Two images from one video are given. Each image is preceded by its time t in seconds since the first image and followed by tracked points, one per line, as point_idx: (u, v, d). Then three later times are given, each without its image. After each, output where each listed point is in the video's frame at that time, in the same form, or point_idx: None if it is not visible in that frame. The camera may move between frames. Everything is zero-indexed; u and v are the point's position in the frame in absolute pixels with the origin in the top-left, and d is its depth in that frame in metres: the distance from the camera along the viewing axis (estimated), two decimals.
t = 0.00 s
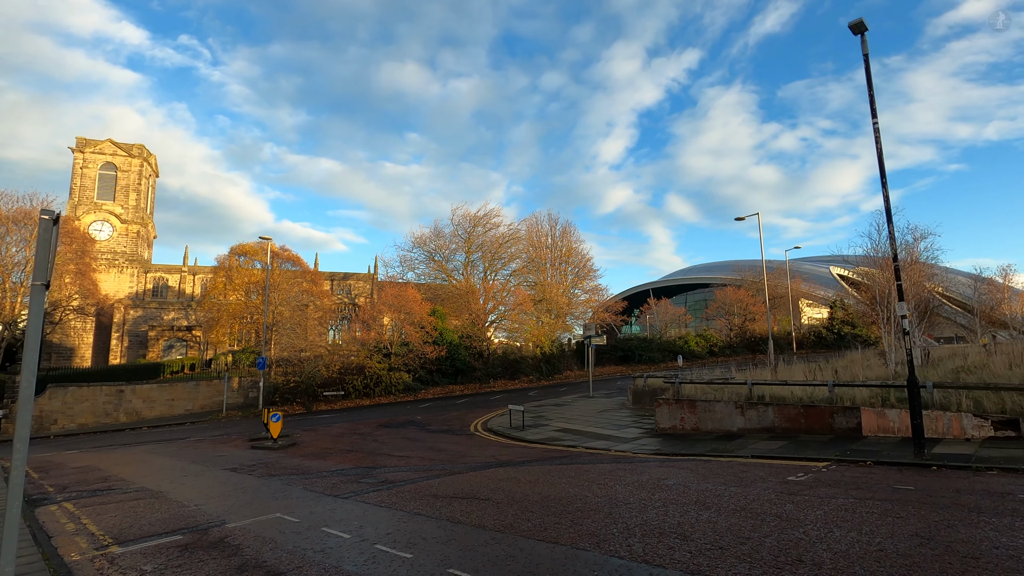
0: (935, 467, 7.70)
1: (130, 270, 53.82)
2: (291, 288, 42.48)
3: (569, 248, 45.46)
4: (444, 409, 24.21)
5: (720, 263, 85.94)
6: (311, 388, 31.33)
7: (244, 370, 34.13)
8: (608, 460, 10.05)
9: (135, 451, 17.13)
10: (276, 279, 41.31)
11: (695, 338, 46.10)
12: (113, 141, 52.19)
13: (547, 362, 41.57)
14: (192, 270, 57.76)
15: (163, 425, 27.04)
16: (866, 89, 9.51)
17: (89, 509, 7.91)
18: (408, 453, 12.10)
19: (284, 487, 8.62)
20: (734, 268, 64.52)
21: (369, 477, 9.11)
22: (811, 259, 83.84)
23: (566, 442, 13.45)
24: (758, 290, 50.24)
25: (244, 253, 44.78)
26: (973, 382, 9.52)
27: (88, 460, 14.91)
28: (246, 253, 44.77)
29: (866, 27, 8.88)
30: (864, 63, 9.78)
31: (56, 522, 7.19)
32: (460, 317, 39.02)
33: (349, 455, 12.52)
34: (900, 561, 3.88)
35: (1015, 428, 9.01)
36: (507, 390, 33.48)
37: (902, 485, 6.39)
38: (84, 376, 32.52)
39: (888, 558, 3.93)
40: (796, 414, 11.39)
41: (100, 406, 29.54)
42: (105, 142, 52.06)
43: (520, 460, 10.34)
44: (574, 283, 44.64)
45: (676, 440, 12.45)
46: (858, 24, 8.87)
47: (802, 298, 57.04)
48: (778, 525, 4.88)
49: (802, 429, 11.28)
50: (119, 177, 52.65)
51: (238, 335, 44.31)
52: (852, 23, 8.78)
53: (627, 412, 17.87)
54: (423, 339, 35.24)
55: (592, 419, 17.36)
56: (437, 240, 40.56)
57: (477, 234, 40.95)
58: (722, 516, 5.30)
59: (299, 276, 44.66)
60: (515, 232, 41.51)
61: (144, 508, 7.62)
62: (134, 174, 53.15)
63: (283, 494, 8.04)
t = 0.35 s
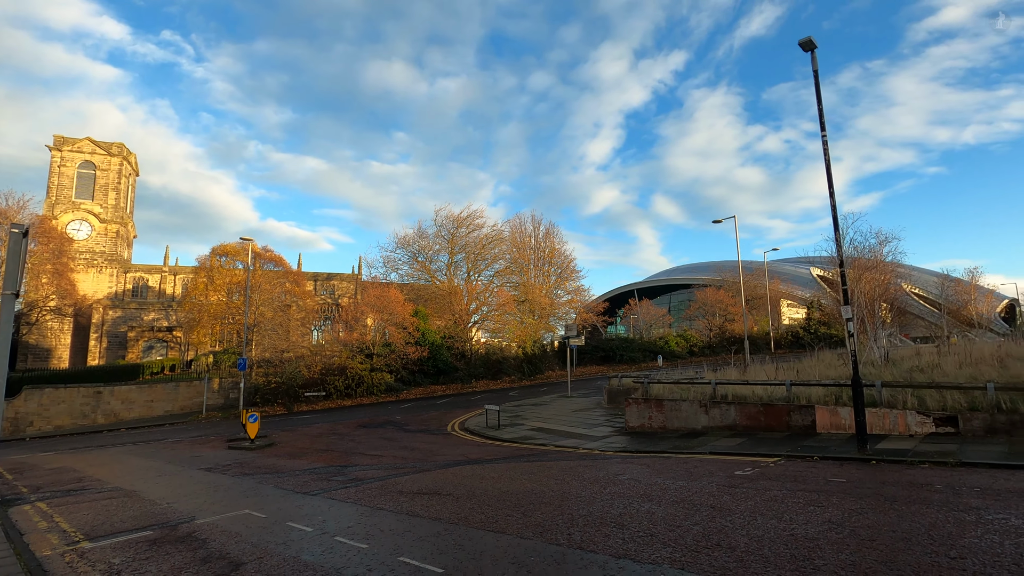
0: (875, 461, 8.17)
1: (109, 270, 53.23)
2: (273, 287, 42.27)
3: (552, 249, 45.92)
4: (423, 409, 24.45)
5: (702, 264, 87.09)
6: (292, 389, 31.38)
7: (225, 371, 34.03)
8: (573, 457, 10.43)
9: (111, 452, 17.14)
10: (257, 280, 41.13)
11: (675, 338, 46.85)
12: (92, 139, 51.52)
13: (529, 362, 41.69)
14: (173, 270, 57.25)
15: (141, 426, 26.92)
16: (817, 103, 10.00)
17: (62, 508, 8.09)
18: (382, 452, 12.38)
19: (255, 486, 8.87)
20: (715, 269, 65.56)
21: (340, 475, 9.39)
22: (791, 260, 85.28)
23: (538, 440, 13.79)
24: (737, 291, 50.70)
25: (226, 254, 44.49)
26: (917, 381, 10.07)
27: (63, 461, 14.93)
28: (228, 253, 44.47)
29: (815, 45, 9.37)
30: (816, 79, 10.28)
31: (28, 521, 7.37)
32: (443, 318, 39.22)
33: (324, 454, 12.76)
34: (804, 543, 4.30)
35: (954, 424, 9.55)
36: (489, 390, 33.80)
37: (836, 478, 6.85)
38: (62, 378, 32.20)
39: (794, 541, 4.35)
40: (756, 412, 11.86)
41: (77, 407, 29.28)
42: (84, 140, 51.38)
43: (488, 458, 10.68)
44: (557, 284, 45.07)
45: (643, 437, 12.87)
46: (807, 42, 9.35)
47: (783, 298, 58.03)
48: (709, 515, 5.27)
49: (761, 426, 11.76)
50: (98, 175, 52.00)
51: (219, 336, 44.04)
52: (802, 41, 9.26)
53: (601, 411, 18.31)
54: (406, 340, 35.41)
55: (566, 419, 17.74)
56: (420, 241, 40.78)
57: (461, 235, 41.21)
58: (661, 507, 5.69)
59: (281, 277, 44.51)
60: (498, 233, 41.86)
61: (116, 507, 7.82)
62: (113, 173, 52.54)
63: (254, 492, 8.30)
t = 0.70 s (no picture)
0: (798, 456, 8.77)
1: (62, 267, 51.38)
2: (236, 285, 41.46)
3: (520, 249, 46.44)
4: (387, 409, 24.54)
5: (670, 265, 88.94)
6: (254, 390, 31.00)
7: (184, 372, 33.38)
8: (523, 455, 10.82)
9: (62, 456, 16.77)
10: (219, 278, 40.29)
11: (640, 337, 47.90)
12: (44, 132, 49.70)
13: (496, 361, 42.03)
14: (132, 267, 55.56)
15: (95, 429, 26.25)
16: (753, 120, 10.64)
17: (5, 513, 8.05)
18: (339, 452, 12.56)
19: (207, 487, 8.99)
20: (680, 270, 67.16)
21: (293, 476, 9.57)
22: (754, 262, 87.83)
23: (495, 440, 14.14)
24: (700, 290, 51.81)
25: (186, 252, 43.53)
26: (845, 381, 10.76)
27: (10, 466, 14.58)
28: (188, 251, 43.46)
29: (751, 65, 9.97)
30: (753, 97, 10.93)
31: None
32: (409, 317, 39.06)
33: (281, 455, 12.86)
34: (704, 531, 4.77)
35: (875, 420, 10.26)
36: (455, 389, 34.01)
37: (756, 473, 7.40)
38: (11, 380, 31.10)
39: (696, 530, 4.81)
40: (700, 411, 12.46)
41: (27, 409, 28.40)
42: (36, 133, 49.53)
43: (443, 457, 11.00)
44: (525, 284, 45.46)
45: (596, 436, 13.35)
46: (743, 62, 9.94)
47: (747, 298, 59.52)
48: (629, 508, 5.72)
49: (705, 424, 12.37)
50: (51, 169, 50.26)
51: (179, 336, 43.03)
52: (738, 62, 9.86)
53: (560, 410, 18.81)
54: (371, 340, 35.27)
55: (525, 418, 18.15)
56: (388, 240, 40.72)
57: (429, 234, 41.23)
58: (588, 502, 6.12)
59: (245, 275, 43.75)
60: (467, 233, 42.07)
61: (61, 510, 7.86)
62: (67, 167, 50.87)
63: (205, 493, 8.45)
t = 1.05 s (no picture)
0: (732, 446, 9.27)
1: (11, 259, 49.41)
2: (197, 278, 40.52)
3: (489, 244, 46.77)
4: (351, 404, 24.55)
5: (638, 261, 90.48)
6: (215, 386, 30.50)
7: (142, 367, 32.62)
8: (475, 448, 11.11)
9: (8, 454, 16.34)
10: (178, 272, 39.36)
11: (606, 332, 48.79)
12: None
13: (463, 356, 42.19)
14: (87, 259, 53.50)
15: (46, 426, 25.51)
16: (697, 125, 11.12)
17: None
18: (294, 447, 12.63)
19: (154, 483, 9.01)
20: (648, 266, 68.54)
21: (244, 470, 9.65)
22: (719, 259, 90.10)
23: (452, 433, 14.40)
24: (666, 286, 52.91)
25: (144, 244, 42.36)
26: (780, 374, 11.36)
27: None
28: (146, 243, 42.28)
29: (693, 72, 10.42)
30: (695, 103, 11.44)
31: None
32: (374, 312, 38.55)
33: (235, 451, 12.86)
34: (618, 514, 5.11)
35: (807, 411, 10.87)
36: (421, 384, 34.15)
37: (687, 461, 7.85)
38: None
39: (612, 513, 5.15)
40: (648, 403, 12.95)
41: None
42: None
43: (396, 451, 11.20)
44: (493, 279, 45.77)
45: (550, 428, 13.73)
46: (686, 69, 10.37)
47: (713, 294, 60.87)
48: (558, 495, 6.05)
49: (653, 416, 12.87)
50: None
51: (137, 331, 41.90)
52: (681, 69, 10.29)
53: (519, 404, 19.20)
54: (337, 335, 34.97)
55: (485, 412, 18.47)
56: (355, 235, 40.59)
57: (397, 229, 41.08)
58: (521, 490, 6.42)
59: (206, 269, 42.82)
60: (436, 227, 42.10)
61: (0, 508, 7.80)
62: (16, 154, 49.13)
63: (151, 488, 8.47)
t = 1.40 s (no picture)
0: (680, 441, 9.67)
1: None
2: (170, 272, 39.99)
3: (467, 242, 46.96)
4: (323, 401, 24.56)
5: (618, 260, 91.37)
6: (187, 383, 30.22)
7: (112, 364, 32.18)
8: (438, 444, 11.35)
9: None
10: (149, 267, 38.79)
11: (582, 330, 49.27)
12: None
13: (440, 354, 42.24)
14: (55, 254, 52.57)
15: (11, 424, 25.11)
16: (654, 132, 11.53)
17: None
18: (260, 444, 12.75)
19: (112, 480, 9.08)
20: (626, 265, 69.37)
21: (205, 467, 9.77)
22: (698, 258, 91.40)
23: (419, 430, 14.62)
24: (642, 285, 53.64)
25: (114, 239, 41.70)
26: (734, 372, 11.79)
27: None
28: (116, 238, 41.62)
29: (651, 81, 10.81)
30: (653, 111, 11.87)
31: None
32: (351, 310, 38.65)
33: (200, 448, 12.92)
34: (551, 505, 5.41)
35: (757, 408, 11.33)
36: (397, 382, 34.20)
37: (633, 456, 8.21)
38: None
39: (545, 504, 5.46)
40: (610, 400, 13.31)
41: None
42: None
43: (360, 447, 11.41)
44: (471, 278, 46.02)
45: (515, 425, 14.02)
46: (643, 78, 10.77)
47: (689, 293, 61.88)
48: (500, 488, 6.35)
49: (614, 413, 13.23)
50: None
51: (106, 327, 41.21)
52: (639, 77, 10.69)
53: (489, 401, 19.45)
54: (312, 332, 34.85)
55: (455, 409, 18.70)
56: (333, 232, 40.58)
57: (375, 226, 41.03)
58: (467, 484, 6.69)
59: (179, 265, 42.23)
60: (414, 224, 42.11)
61: None
62: None
63: (109, 485, 8.57)
